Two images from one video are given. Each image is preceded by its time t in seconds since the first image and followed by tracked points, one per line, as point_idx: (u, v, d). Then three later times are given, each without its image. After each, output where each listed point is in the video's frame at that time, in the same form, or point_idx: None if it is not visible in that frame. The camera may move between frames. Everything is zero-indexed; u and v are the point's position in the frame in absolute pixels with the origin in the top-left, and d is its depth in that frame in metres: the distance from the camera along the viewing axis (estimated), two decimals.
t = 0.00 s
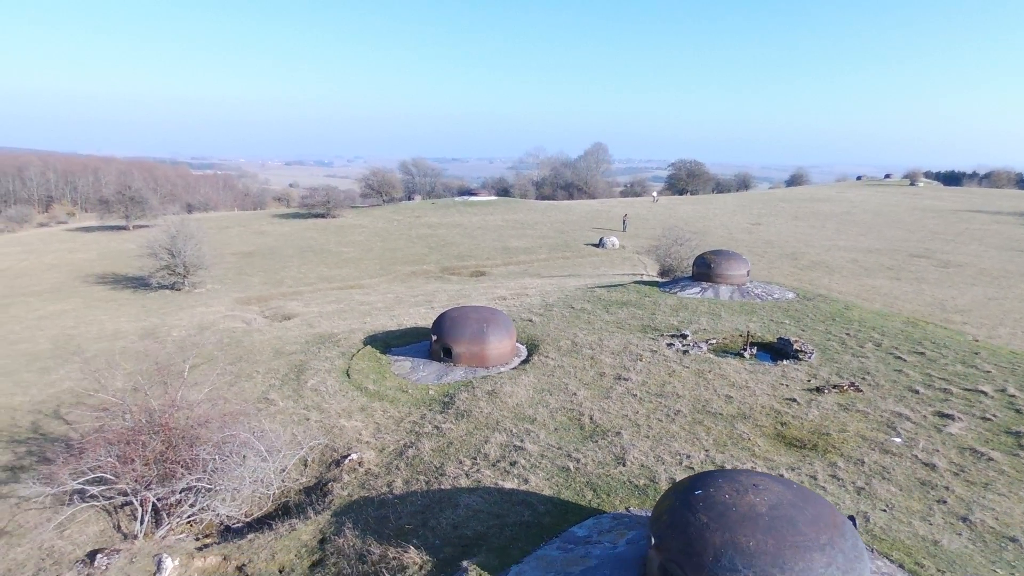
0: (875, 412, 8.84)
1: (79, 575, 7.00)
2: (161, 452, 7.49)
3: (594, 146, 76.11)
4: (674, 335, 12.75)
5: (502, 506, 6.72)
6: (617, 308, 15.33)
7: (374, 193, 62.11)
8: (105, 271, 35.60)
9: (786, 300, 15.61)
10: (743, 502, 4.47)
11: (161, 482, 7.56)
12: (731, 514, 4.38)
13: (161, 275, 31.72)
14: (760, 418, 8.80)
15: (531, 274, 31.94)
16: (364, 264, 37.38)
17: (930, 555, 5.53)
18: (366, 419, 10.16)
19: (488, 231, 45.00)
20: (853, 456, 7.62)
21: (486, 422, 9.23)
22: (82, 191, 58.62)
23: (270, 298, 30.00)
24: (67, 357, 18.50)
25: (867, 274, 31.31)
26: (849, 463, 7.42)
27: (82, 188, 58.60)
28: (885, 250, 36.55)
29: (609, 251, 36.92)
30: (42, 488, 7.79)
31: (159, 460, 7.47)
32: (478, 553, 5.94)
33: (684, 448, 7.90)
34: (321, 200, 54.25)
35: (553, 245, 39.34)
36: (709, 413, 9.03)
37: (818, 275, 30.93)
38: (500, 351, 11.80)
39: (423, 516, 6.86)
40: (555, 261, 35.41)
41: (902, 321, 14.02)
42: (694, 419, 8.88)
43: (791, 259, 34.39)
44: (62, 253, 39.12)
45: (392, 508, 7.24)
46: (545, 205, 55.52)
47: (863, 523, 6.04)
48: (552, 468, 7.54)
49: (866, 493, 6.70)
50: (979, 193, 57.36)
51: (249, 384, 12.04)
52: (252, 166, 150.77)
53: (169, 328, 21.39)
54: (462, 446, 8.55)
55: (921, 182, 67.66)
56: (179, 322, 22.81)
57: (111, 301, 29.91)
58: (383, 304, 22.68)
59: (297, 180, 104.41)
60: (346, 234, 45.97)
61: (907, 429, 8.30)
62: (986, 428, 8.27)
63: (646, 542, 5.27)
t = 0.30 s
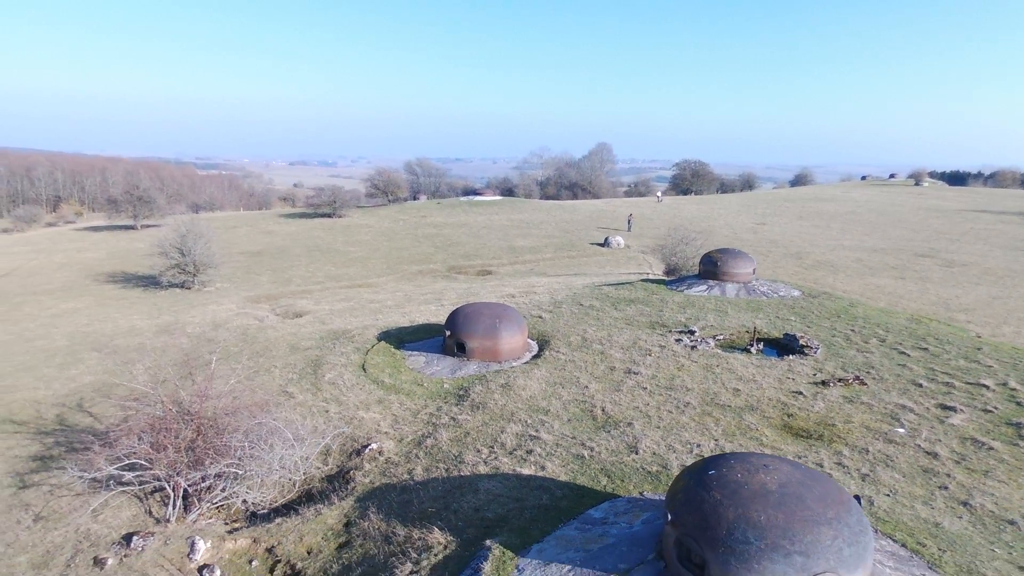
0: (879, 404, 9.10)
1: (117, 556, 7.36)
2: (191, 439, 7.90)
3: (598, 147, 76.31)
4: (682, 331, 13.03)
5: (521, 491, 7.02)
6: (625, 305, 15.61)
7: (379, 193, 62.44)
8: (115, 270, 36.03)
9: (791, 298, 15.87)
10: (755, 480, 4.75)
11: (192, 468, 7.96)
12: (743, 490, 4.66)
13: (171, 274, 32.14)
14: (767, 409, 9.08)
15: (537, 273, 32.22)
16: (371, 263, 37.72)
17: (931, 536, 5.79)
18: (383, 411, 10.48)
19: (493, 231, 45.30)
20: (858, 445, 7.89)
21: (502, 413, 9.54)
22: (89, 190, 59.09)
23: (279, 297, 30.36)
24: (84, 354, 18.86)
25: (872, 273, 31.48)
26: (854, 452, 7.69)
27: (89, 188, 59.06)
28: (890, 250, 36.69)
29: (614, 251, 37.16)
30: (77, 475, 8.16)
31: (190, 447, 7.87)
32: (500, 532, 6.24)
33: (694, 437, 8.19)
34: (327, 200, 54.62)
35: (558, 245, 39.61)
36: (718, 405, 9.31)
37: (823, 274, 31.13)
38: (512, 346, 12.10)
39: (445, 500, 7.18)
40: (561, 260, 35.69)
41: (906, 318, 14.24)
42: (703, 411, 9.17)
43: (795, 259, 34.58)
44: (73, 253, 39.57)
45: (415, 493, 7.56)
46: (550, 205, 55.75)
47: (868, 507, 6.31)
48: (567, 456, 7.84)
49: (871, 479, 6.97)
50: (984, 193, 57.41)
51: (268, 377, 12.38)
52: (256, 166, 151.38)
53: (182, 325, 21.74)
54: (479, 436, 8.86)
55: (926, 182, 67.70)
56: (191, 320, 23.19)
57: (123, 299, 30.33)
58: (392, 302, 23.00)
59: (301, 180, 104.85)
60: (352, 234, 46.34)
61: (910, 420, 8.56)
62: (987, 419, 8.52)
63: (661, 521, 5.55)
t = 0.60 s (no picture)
0: (881, 396, 9.36)
1: (150, 535, 7.74)
2: (219, 426, 8.29)
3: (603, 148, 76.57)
4: (688, 326, 13.34)
5: (536, 474, 7.34)
6: (632, 302, 15.93)
7: (385, 193, 62.80)
8: (126, 269, 36.53)
9: (796, 295, 16.15)
10: (761, 456, 5.07)
11: (219, 452, 8.35)
12: (750, 465, 4.98)
13: (181, 272, 32.60)
14: (772, 400, 9.37)
15: (543, 272, 32.54)
16: (378, 262, 38.12)
17: (929, 515, 6.06)
18: (399, 401, 10.83)
19: (499, 231, 45.64)
20: (859, 432, 8.16)
21: (514, 403, 9.86)
22: (97, 191, 59.47)
23: (288, 295, 30.76)
24: (100, 350, 19.29)
25: (876, 273, 31.68)
26: (856, 439, 7.96)
27: (97, 188, 59.45)
28: (894, 250, 36.83)
29: (619, 251, 37.45)
30: (109, 458, 8.55)
31: (218, 432, 8.26)
32: (517, 511, 6.57)
33: (702, 425, 8.49)
34: (333, 200, 55.03)
35: (564, 244, 39.91)
36: (724, 395, 9.61)
37: (827, 274, 31.35)
38: (523, 340, 12.44)
39: (463, 482, 7.51)
40: (566, 260, 36.01)
41: (909, 314, 14.48)
42: (710, 401, 9.46)
43: (800, 259, 34.78)
44: (83, 252, 40.07)
45: (433, 477, 7.89)
46: (555, 205, 56.04)
47: (869, 489, 6.58)
48: (580, 442, 8.15)
49: (871, 464, 7.25)
50: (989, 194, 57.45)
51: (285, 368, 12.75)
52: (261, 167, 152.32)
53: (195, 322, 22.14)
54: (493, 425, 9.19)
55: (931, 183, 67.73)
56: (203, 317, 23.58)
57: (135, 297, 30.79)
58: (401, 299, 23.36)
59: (307, 181, 105.40)
60: (359, 233, 46.75)
61: (911, 410, 8.81)
62: (985, 409, 8.78)
63: (672, 498, 5.86)
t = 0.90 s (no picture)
0: (882, 385, 9.65)
1: (182, 513, 8.16)
2: (246, 410, 8.71)
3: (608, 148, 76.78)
4: (694, 321, 13.65)
5: (550, 456, 7.69)
6: (639, 297, 16.25)
7: (392, 193, 63.12)
8: (138, 268, 37.08)
9: (800, 291, 16.42)
10: (764, 432, 5.40)
11: (246, 435, 8.77)
12: (754, 440, 5.31)
13: (193, 270, 33.11)
14: (776, 389, 9.68)
15: (549, 271, 32.86)
16: (386, 261, 38.55)
17: (925, 493, 6.37)
18: (414, 390, 11.20)
19: (506, 230, 46.02)
20: (861, 418, 8.46)
21: (526, 391, 10.22)
22: (106, 191, 59.85)
23: (298, 293, 31.21)
24: (117, 344, 19.75)
25: (881, 272, 31.87)
26: (857, 425, 8.27)
27: (106, 188, 59.89)
28: (900, 250, 36.97)
29: (625, 250, 37.75)
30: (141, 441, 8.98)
31: (245, 416, 8.68)
32: (532, 489, 6.92)
33: (708, 412, 8.81)
34: (341, 200, 55.42)
35: (570, 244, 40.19)
36: (730, 385, 9.94)
37: (832, 273, 31.55)
38: (533, 333, 12.77)
39: (480, 463, 7.87)
40: (573, 259, 36.33)
41: (912, 309, 14.73)
42: (715, 390, 9.80)
43: (805, 258, 34.97)
44: (95, 251, 40.64)
45: (450, 460, 8.25)
46: (561, 205, 56.33)
47: (868, 469, 6.88)
48: (591, 427, 8.50)
49: (871, 447, 7.55)
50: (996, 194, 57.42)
51: (303, 359, 13.15)
52: (268, 168, 153.33)
53: (208, 318, 22.60)
54: (506, 411, 9.55)
55: (938, 183, 67.65)
56: (216, 313, 24.05)
57: (148, 295, 31.30)
58: (411, 296, 23.75)
59: (313, 181, 106.00)
60: (367, 233, 47.21)
61: (912, 398, 9.09)
62: (984, 398, 9.05)
63: (680, 475, 6.19)
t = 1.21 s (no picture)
0: (881, 374, 10.00)
1: (214, 489, 8.66)
2: (274, 393, 9.22)
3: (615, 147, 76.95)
4: (700, 314, 14.03)
5: (562, 438, 8.13)
6: (646, 292, 16.64)
7: (401, 192, 63.63)
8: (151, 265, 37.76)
9: (804, 286, 16.75)
10: (763, 409, 5.82)
11: (274, 418, 9.28)
12: (754, 416, 5.72)
13: (206, 268, 33.72)
14: (778, 378, 10.07)
15: (557, 269, 33.25)
16: (396, 259, 39.07)
17: (917, 471, 6.74)
18: (430, 379, 11.67)
19: (513, 229, 46.46)
20: (859, 404, 8.84)
21: (537, 380, 10.67)
22: (118, 190, 60.52)
23: (309, 290, 31.76)
24: (137, 338, 20.33)
25: (887, 270, 32.03)
26: (855, 410, 8.63)
27: (118, 187, 60.67)
28: (906, 248, 37.10)
29: (632, 248, 38.08)
30: (174, 423, 9.49)
31: (274, 399, 9.21)
32: (546, 466, 7.35)
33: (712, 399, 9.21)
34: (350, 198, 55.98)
35: (577, 242, 40.53)
36: (734, 374, 10.33)
37: (839, 271, 31.75)
38: (543, 325, 13.21)
39: (495, 444, 8.32)
40: (580, 257, 36.69)
41: (914, 304, 15.03)
42: (719, 379, 10.21)
43: (812, 256, 35.17)
44: (109, 249, 41.39)
45: (466, 442, 8.70)
46: (568, 204, 56.63)
47: (864, 450, 7.26)
48: (600, 412, 8.94)
49: (867, 430, 7.92)
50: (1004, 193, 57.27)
51: (321, 349, 13.64)
52: (276, 168, 154.63)
53: (224, 313, 23.17)
54: (519, 398, 9.99)
55: (946, 182, 67.45)
56: (231, 308, 24.61)
57: (163, 292, 31.96)
58: (421, 292, 24.22)
59: (321, 181, 106.82)
60: (376, 231, 47.77)
61: (909, 387, 9.44)
62: (979, 387, 9.38)
63: (685, 452, 6.59)
